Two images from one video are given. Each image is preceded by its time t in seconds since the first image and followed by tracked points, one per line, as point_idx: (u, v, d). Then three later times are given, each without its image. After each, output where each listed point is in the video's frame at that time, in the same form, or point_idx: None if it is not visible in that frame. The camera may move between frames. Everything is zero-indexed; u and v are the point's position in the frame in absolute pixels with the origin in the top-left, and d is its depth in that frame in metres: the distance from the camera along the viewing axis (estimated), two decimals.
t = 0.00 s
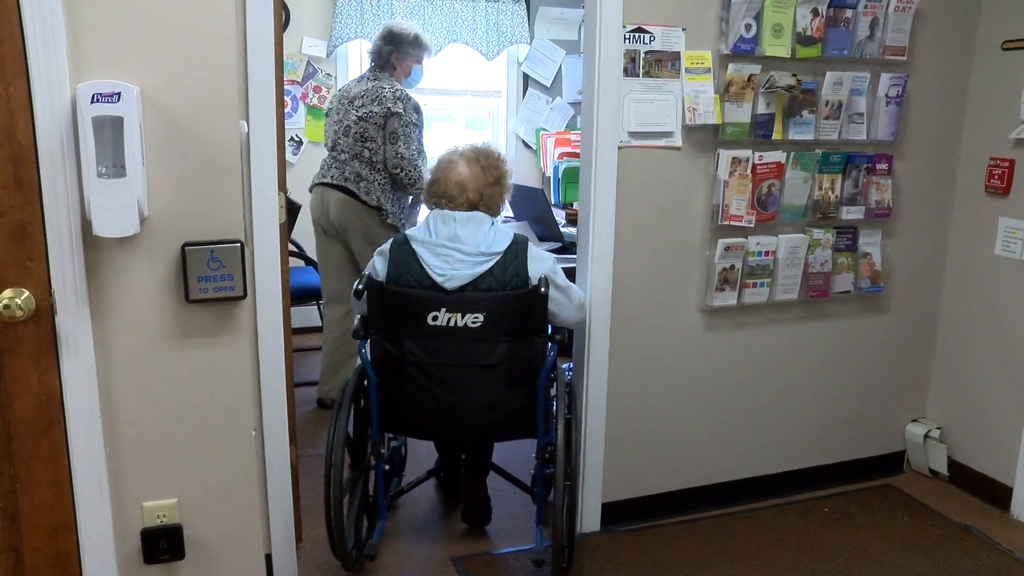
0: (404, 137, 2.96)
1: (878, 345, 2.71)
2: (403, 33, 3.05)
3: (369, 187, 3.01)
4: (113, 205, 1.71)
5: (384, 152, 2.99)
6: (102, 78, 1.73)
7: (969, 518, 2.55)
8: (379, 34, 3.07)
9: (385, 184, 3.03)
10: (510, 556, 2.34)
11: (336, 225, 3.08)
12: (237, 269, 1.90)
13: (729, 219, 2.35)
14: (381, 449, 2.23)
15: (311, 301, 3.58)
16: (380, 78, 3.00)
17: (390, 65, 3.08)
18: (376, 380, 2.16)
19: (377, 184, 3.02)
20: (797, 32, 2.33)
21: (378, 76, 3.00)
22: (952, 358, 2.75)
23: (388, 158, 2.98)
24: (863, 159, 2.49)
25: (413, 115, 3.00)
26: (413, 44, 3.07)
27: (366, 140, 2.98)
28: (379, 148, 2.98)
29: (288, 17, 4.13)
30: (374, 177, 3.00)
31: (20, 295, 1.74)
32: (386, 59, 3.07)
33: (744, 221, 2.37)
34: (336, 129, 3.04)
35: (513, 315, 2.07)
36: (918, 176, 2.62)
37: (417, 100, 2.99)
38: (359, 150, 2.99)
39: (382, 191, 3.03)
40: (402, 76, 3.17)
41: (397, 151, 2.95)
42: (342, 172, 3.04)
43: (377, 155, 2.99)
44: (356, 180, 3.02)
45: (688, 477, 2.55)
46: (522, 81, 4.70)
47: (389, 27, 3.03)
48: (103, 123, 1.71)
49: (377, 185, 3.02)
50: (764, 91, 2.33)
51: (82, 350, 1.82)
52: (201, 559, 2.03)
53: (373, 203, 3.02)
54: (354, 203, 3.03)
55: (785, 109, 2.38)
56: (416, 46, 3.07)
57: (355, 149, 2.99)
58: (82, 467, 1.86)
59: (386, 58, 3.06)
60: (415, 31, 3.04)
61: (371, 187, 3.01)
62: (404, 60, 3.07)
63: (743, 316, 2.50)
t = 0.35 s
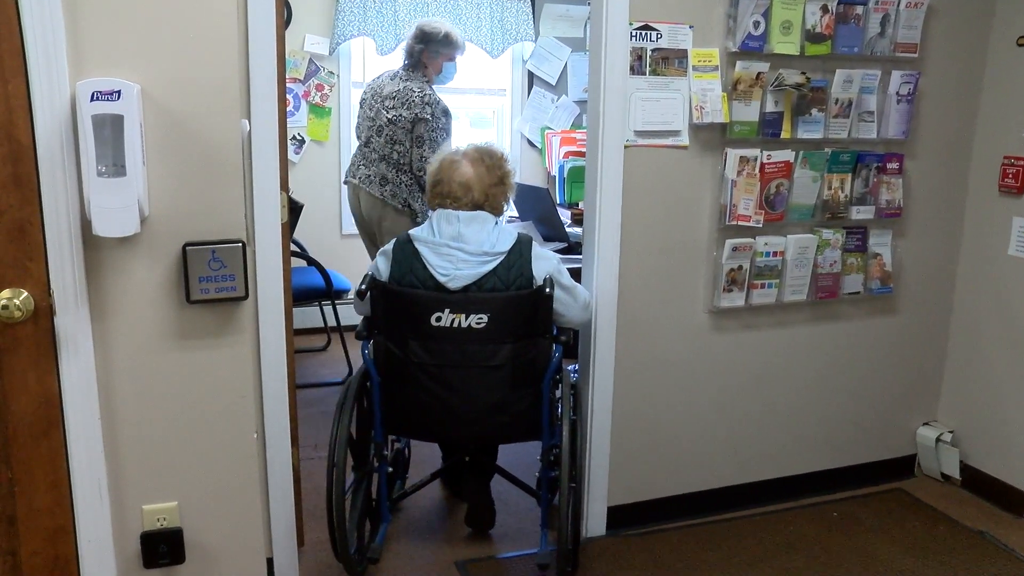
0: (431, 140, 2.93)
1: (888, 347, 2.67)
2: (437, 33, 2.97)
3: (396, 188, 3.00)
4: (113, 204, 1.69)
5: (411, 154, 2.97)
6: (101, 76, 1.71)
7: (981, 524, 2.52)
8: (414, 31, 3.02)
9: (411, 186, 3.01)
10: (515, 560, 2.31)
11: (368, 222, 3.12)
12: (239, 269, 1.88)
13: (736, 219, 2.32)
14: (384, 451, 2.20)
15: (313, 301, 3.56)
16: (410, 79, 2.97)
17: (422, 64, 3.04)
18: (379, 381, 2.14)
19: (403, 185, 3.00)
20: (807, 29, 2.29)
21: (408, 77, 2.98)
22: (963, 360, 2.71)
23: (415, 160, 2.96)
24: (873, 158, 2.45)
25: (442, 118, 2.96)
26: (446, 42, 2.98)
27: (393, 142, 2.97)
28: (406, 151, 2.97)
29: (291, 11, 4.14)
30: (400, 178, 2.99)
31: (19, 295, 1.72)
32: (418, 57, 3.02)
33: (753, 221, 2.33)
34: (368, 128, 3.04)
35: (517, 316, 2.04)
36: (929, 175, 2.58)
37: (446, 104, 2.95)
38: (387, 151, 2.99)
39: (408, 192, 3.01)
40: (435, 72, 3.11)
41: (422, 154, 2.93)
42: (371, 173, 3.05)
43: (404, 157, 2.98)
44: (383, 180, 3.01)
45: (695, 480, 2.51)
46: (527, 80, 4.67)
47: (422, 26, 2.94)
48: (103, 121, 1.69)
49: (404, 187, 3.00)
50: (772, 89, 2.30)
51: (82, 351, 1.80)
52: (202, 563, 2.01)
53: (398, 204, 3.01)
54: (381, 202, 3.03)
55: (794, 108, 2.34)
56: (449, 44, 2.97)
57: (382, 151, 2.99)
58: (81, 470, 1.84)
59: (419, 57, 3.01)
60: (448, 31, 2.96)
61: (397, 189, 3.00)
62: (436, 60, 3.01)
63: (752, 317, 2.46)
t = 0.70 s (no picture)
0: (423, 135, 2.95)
1: (898, 349, 2.63)
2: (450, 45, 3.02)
3: (392, 183, 3.07)
4: (112, 204, 1.66)
5: (407, 151, 3.02)
6: (100, 75, 1.69)
7: (994, 530, 2.47)
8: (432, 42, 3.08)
9: (406, 182, 3.04)
10: (520, 565, 2.28)
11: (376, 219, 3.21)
12: (240, 270, 1.85)
13: (744, 220, 2.29)
14: (386, 455, 2.17)
15: (316, 302, 3.53)
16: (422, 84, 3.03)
17: (438, 74, 3.11)
18: (382, 384, 2.11)
19: (399, 181, 3.05)
20: (816, 26, 2.26)
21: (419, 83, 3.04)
22: (975, 363, 2.67)
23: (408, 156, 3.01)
24: (883, 158, 2.42)
25: (439, 116, 2.97)
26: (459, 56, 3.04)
27: (394, 139, 3.05)
28: (403, 148, 3.03)
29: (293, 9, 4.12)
30: (396, 174, 3.05)
31: (17, 296, 1.70)
32: (435, 68, 3.09)
33: (760, 222, 2.30)
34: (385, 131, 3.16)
35: (522, 318, 2.01)
36: (941, 175, 2.54)
37: (442, 103, 2.96)
38: (390, 149, 3.08)
39: (403, 188, 3.05)
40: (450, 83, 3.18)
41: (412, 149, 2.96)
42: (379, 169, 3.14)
43: (401, 154, 3.04)
44: (383, 176, 3.09)
45: (702, 484, 2.48)
46: (532, 79, 4.66)
47: (438, 40, 3.01)
48: (102, 121, 1.66)
49: (398, 183, 3.06)
50: (780, 88, 2.26)
51: (81, 353, 1.77)
52: (202, 567, 1.98)
53: (390, 199, 3.07)
54: (380, 198, 3.12)
55: (802, 106, 2.31)
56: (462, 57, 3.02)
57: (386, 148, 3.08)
58: (80, 474, 1.81)
59: (434, 69, 3.09)
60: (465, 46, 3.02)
61: (393, 184, 3.07)
62: (453, 73, 3.08)
63: (760, 319, 2.43)
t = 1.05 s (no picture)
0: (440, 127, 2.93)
1: (910, 352, 2.60)
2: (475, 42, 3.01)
3: (412, 174, 3.09)
4: (113, 204, 1.64)
5: (426, 142, 3.03)
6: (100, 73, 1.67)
7: (1009, 537, 2.43)
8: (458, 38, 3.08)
9: (425, 172, 3.05)
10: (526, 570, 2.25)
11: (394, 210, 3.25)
12: (243, 272, 1.83)
13: (753, 220, 2.26)
14: (390, 458, 2.14)
15: (319, 303, 3.50)
16: (441, 78, 3.02)
17: (460, 69, 3.10)
18: (387, 387, 2.08)
19: (419, 171, 3.07)
20: (826, 24, 2.22)
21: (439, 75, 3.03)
22: (989, 366, 2.63)
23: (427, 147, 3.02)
24: (895, 157, 2.38)
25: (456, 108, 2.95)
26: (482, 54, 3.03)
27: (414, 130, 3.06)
28: (423, 139, 3.04)
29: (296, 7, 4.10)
30: (415, 165, 3.07)
31: (16, 297, 1.67)
32: (458, 63, 3.09)
33: (769, 222, 2.27)
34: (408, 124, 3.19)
35: (528, 320, 1.98)
36: (954, 175, 2.50)
37: (457, 96, 2.92)
38: (409, 139, 3.09)
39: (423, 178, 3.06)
40: (471, 79, 3.18)
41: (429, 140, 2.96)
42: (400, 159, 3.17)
43: (421, 144, 3.05)
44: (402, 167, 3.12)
45: (710, 489, 2.45)
46: (538, 76, 4.64)
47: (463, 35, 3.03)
48: (102, 119, 1.64)
49: (417, 174, 3.07)
50: (790, 86, 2.23)
51: (81, 355, 1.75)
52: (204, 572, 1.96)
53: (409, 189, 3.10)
54: (400, 189, 3.15)
55: (812, 105, 2.27)
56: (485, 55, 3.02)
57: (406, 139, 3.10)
58: (80, 477, 1.79)
59: (456, 63, 3.09)
60: (491, 46, 3.02)
61: (414, 174, 3.08)
62: (474, 70, 3.07)
63: (769, 321, 2.40)
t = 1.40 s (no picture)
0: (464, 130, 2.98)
1: (921, 355, 2.56)
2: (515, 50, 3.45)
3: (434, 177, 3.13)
4: (113, 203, 1.62)
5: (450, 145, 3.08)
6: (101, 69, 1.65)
7: None
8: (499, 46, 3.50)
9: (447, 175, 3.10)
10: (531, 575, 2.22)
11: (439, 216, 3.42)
12: (245, 272, 1.80)
13: (761, 221, 2.22)
14: (393, 461, 2.11)
15: (321, 304, 3.48)
16: (477, 83, 3.44)
17: (500, 74, 3.51)
18: (389, 389, 2.05)
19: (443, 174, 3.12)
20: (836, 21, 2.19)
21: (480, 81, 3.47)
22: (1002, 369, 2.59)
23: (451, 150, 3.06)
24: (906, 156, 2.34)
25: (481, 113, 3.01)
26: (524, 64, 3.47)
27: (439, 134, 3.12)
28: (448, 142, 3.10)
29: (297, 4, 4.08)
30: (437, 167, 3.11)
31: (14, 298, 1.65)
32: (497, 70, 3.50)
33: (778, 223, 2.23)
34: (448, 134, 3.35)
35: (533, 321, 1.96)
36: (966, 175, 2.47)
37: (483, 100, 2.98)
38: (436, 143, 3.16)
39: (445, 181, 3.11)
40: (506, 86, 3.60)
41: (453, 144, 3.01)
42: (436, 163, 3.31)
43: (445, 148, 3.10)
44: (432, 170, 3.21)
45: (718, 493, 2.41)
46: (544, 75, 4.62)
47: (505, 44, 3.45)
48: (102, 118, 1.62)
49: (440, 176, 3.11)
50: (799, 84, 2.19)
51: (81, 357, 1.73)
52: None
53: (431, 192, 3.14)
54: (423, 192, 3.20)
55: (822, 104, 2.24)
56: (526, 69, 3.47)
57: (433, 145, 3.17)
58: (78, 481, 1.77)
59: (497, 69, 3.49)
60: (530, 58, 3.45)
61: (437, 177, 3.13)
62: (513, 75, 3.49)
63: (778, 323, 2.36)
